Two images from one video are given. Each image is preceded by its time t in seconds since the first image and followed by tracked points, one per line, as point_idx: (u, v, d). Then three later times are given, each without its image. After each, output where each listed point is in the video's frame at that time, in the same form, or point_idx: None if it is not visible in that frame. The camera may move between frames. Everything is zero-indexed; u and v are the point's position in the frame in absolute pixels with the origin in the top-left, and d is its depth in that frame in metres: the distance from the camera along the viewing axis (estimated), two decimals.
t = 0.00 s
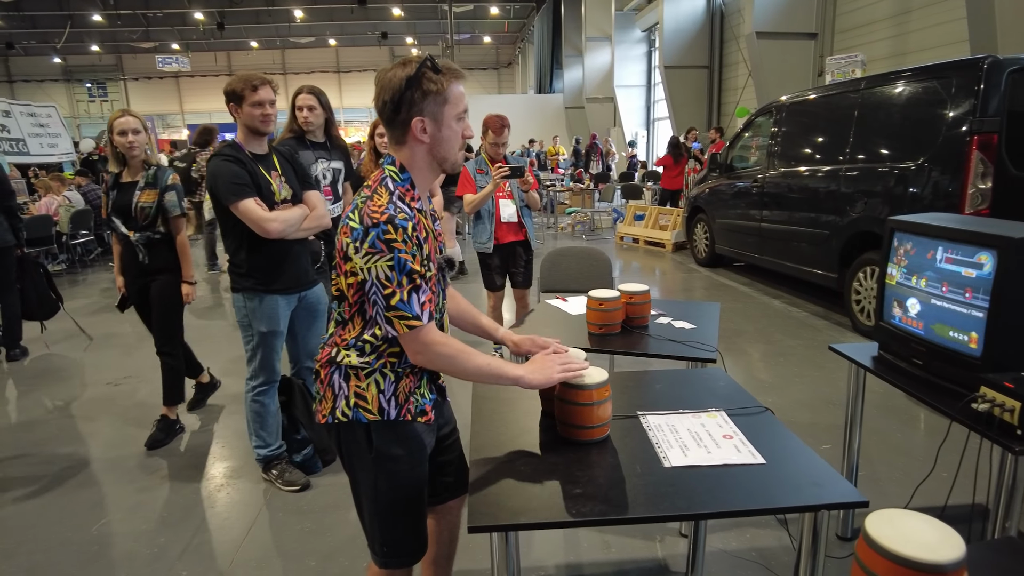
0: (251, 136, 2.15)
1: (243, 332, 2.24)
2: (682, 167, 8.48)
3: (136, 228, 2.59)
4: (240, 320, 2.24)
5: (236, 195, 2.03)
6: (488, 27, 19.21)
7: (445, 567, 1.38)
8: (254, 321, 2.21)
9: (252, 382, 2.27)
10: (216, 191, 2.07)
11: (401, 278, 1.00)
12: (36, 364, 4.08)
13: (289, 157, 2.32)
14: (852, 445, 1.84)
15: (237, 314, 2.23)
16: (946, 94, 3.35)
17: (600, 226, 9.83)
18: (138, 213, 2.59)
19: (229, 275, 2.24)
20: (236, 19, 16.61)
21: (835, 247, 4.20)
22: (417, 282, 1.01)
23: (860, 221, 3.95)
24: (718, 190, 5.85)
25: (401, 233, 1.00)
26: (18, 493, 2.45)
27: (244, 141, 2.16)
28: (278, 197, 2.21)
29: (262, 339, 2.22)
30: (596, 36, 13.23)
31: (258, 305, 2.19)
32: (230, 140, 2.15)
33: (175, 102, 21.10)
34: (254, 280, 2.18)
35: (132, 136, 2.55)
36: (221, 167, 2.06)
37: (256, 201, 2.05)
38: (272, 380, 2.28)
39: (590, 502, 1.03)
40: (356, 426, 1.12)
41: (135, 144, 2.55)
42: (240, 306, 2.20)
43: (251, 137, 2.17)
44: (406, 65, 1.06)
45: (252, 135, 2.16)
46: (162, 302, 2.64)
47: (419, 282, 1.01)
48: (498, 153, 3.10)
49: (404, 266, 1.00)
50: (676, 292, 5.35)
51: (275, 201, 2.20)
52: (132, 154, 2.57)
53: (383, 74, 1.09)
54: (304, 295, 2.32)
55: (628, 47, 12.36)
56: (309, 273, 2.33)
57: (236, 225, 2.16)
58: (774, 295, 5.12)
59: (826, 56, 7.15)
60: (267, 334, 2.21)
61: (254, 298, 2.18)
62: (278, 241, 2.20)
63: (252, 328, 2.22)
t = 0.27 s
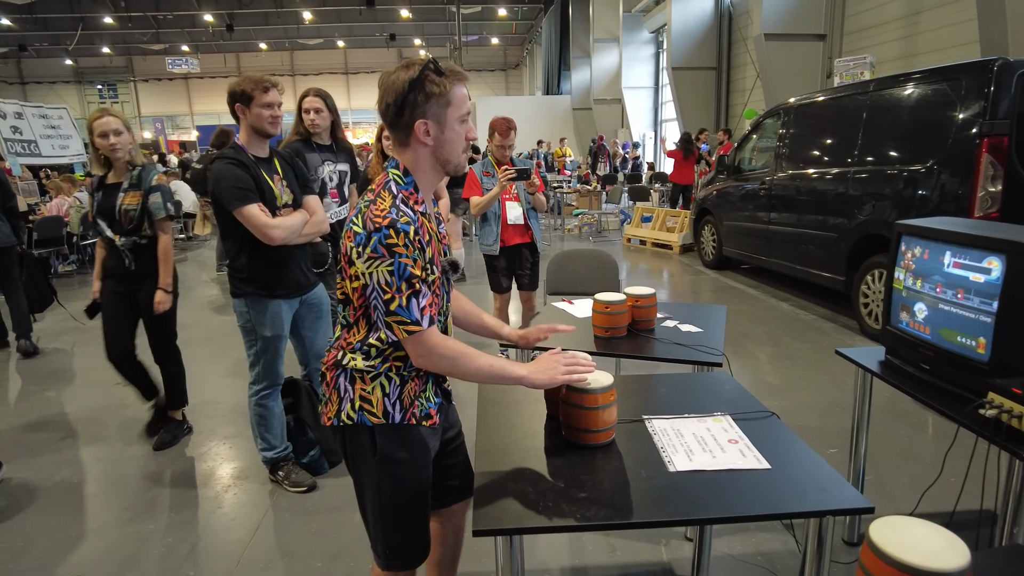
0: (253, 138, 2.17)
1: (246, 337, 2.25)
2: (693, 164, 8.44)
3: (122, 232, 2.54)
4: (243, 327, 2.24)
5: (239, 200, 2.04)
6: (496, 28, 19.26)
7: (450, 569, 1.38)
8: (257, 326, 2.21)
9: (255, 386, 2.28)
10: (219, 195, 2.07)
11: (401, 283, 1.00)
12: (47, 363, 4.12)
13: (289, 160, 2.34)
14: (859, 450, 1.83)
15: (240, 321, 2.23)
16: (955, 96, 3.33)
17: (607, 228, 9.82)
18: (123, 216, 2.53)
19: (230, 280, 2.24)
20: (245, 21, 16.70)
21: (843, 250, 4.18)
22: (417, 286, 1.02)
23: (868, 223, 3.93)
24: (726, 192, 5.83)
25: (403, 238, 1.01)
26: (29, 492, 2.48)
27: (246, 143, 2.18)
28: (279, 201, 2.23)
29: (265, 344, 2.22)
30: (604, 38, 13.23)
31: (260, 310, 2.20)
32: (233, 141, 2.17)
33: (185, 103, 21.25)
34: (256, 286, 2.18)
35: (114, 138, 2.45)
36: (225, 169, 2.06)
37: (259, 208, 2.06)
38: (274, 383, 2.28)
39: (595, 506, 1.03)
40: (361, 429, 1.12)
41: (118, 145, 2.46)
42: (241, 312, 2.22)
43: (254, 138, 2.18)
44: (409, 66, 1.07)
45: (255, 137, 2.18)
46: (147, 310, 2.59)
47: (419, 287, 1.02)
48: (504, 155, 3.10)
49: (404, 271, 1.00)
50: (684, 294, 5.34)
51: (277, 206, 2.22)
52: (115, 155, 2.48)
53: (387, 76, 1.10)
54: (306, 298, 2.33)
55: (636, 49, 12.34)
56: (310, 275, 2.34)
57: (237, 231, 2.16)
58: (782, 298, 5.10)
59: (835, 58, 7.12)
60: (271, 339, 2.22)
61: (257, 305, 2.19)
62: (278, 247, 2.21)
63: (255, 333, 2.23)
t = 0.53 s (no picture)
0: (261, 138, 2.18)
1: (254, 336, 2.26)
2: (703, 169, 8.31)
3: (95, 245, 2.39)
4: (252, 326, 2.25)
5: (249, 200, 2.05)
6: (501, 31, 19.31)
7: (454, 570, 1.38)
8: (267, 326, 2.22)
9: (264, 385, 2.29)
10: (227, 195, 2.08)
11: (407, 284, 1.01)
12: (53, 364, 4.15)
13: (297, 160, 2.35)
14: (865, 452, 1.82)
15: (249, 321, 2.24)
16: (961, 98, 3.32)
17: (612, 230, 9.81)
18: (95, 228, 2.38)
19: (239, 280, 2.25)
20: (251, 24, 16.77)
21: (849, 252, 4.17)
22: (422, 287, 1.02)
23: (874, 225, 3.92)
24: (731, 194, 5.82)
25: (408, 239, 1.01)
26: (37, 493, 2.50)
27: (253, 143, 2.19)
28: (289, 202, 2.24)
29: (275, 343, 2.23)
30: (609, 40, 13.23)
31: (269, 310, 2.21)
32: (241, 142, 2.18)
33: (191, 106, 21.36)
34: (263, 286, 2.19)
35: (81, 145, 2.32)
36: (234, 171, 2.07)
37: (267, 208, 2.07)
38: (283, 383, 2.30)
39: (600, 507, 1.03)
40: (365, 429, 1.12)
41: (87, 153, 2.33)
42: (251, 312, 2.23)
43: (261, 139, 2.19)
44: (413, 67, 1.07)
45: (262, 137, 2.19)
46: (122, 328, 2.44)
47: (424, 288, 1.02)
48: (509, 156, 3.10)
49: (409, 272, 1.01)
50: (688, 296, 5.33)
51: (286, 206, 2.23)
52: (84, 164, 2.34)
53: (390, 78, 1.10)
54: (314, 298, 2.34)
55: (640, 51, 12.33)
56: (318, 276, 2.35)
57: (245, 230, 2.17)
58: (787, 300, 5.09)
59: (840, 60, 7.10)
60: (280, 339, 2.23)
61: (265, 305, 2.20)
62: (288, 247, 2.22)
63: (263, 333, 2.23)
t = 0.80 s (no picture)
0: (276, 140, 2.19)
1: (264, 331, 2.27)
2: (710, 170, 8.25)
3: (38, 251, 2.18)
4: (260, 320, 2.26)
5: (259, 200, 2.06)
6: (504, 32, 19.34)
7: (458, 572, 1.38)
8: (273, 320, 2.23)
9: (274, 381, 2.30)
10: (239, 195, 2.09)
11: (413, 285, 1.01)
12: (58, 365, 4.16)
13: (315, 161, 2.35)
14: (870, 454, 1.82)
15: (257, 314, 2.25)
16: (967, 99, 3.31)
17: (615, 231, 9.80)
18: (38, 232, 2.17)
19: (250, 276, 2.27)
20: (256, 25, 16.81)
21: (853, 253, 4.15)
22: (429, 288, 1.02)
23: (879, 227, 3.90)
24: (735, 196, 5.81)
25: (414, 240, 1.01)
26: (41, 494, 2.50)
27: (270, 145, 2.21)
28: (301, 202, 2.24)
29: (282, 338, 2.24)
30: (612, 41, 13.23)
31: (277, 304, 2.21)
32: (257, 144, 2.19)
33: (195, 107, 21.43)
34: (274, 281, 2.20)
35: (29, 142, 2.11)
36: (247, 171, 2.08)
37: (277, 208, 2.07)
38: (292, 381, 2.31)
39: (604, 509, 1.03)
40: (370, 430, 1.12)
41: (36, 150, 2.12)
42: (259, 307, 2.23)
43: (276, 141, 2.20)
44: (415, 67, 1.08)
45: (277, 139, 2.20)
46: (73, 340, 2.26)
47: (431, 289, 1.02)
48: (513, 157, 3.11)
49: (416, 273, 1.01)
50: (692, 298, 5.32)
51: (298, 206, 2.23)
52: (30, 162, 2.13)
53: (392, 78, 1.11)
54: (321, 298, 2.34)
55: (644, 52, 12.32)
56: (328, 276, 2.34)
57: (257, 228, 2.17)
58: (791, 301, 5.07)
59: (844, 61, 7.09)
60: (287, 334, 2.23)
61: (274, 299, 2.21)
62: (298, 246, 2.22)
63: (270, 327, 2.25)
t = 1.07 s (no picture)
0: (290, 142, 2.20)
1: (266, 330, 2.29)
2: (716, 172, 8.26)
3: None
4: (262, 314, 2.29)
5: (262, 200, 2.08)
6: (507, 33, 19.38)
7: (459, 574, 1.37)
8: (271, 317, 2.25)
9: (275, 378, 2.30)
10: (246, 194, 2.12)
11: (414, 286, 1.01)
12: (61, 365, 4.18)
13: (329, 164, 2.35)
14: (873, 457, 1.81)
15: (259, 309, 2.28)
16: (971, 101, 3.30)
17: (618, 232, 9.79)
18: None
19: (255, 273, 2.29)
20: (259, 27, 16.87)
21: (857, 255, 4.14)
22: (429, 289, 1.02)
23: (882, 229, 3.89)
24: (738, 197, 5.81)
25: (414, 241, 1.01)
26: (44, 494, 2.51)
27: (284, 147, 2.22)
28: (308, 204, 2.24)
29: (278, 335, 2.25)
30: (615, 43, 13.24)
31: (277, 302, 2.23)
32: (271, 146, 2.21)
33: (199, 108, 21.50)
34: (276, 278, 2.21)
35: None
36: (256, 170, 2.10)
37: (279, 208, 2.09)
38: (292, 376, 2.31)
39: (606, 511, 1.03)
40: (371, 431, 1.12)
41: None
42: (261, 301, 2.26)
43: (291, 143, 2.21)
44: (416, 68, 1.08)
45: (292, 142, 2.20)
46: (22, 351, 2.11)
47: (432, 289, 1.02)
48: (516, 159, 3.11)
49: (416, 274, 1.01)
50: (695, 300, 5.31)
51: (304, 207, 2.23)
52: None
53: (394, 79, 1.11)
54: (322, 299, 2.33)
55: (648, 53, 12.31)
56: (332, 278, 2.34)
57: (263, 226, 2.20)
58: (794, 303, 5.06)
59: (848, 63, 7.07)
60: (284, 330, 2.24)
61: (274, 295, 2.22)
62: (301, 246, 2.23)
63: (269, 324, 2.27)
